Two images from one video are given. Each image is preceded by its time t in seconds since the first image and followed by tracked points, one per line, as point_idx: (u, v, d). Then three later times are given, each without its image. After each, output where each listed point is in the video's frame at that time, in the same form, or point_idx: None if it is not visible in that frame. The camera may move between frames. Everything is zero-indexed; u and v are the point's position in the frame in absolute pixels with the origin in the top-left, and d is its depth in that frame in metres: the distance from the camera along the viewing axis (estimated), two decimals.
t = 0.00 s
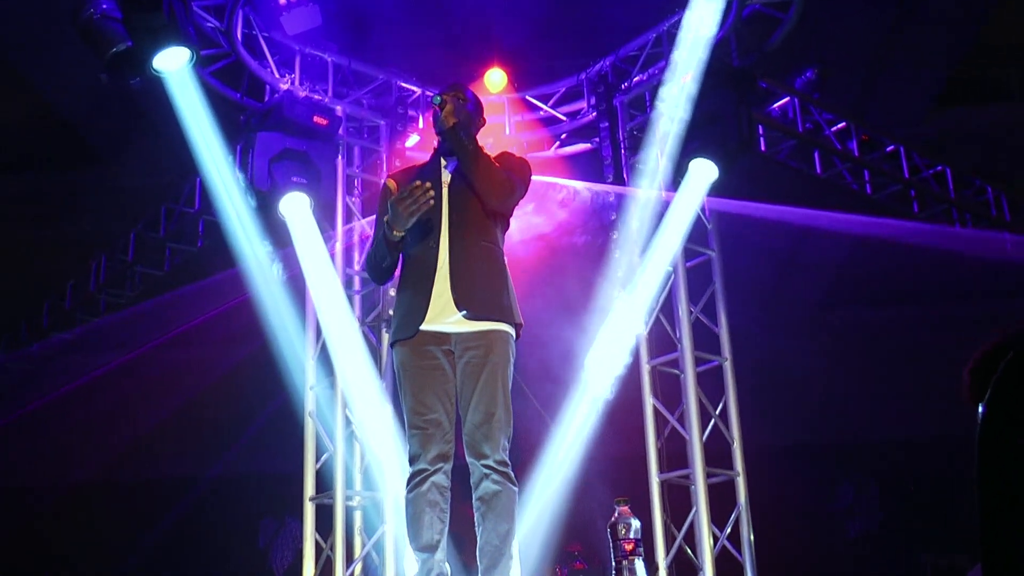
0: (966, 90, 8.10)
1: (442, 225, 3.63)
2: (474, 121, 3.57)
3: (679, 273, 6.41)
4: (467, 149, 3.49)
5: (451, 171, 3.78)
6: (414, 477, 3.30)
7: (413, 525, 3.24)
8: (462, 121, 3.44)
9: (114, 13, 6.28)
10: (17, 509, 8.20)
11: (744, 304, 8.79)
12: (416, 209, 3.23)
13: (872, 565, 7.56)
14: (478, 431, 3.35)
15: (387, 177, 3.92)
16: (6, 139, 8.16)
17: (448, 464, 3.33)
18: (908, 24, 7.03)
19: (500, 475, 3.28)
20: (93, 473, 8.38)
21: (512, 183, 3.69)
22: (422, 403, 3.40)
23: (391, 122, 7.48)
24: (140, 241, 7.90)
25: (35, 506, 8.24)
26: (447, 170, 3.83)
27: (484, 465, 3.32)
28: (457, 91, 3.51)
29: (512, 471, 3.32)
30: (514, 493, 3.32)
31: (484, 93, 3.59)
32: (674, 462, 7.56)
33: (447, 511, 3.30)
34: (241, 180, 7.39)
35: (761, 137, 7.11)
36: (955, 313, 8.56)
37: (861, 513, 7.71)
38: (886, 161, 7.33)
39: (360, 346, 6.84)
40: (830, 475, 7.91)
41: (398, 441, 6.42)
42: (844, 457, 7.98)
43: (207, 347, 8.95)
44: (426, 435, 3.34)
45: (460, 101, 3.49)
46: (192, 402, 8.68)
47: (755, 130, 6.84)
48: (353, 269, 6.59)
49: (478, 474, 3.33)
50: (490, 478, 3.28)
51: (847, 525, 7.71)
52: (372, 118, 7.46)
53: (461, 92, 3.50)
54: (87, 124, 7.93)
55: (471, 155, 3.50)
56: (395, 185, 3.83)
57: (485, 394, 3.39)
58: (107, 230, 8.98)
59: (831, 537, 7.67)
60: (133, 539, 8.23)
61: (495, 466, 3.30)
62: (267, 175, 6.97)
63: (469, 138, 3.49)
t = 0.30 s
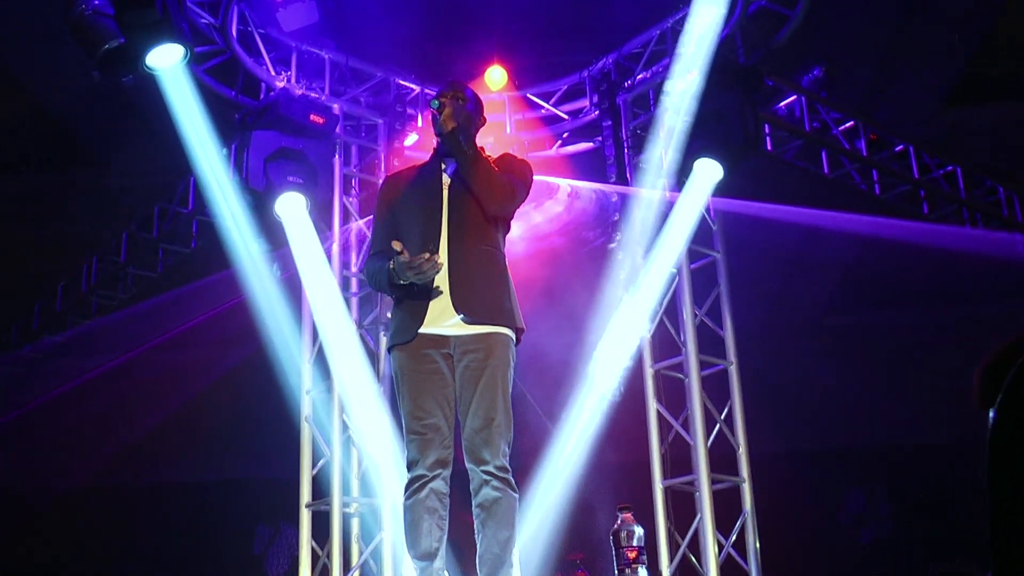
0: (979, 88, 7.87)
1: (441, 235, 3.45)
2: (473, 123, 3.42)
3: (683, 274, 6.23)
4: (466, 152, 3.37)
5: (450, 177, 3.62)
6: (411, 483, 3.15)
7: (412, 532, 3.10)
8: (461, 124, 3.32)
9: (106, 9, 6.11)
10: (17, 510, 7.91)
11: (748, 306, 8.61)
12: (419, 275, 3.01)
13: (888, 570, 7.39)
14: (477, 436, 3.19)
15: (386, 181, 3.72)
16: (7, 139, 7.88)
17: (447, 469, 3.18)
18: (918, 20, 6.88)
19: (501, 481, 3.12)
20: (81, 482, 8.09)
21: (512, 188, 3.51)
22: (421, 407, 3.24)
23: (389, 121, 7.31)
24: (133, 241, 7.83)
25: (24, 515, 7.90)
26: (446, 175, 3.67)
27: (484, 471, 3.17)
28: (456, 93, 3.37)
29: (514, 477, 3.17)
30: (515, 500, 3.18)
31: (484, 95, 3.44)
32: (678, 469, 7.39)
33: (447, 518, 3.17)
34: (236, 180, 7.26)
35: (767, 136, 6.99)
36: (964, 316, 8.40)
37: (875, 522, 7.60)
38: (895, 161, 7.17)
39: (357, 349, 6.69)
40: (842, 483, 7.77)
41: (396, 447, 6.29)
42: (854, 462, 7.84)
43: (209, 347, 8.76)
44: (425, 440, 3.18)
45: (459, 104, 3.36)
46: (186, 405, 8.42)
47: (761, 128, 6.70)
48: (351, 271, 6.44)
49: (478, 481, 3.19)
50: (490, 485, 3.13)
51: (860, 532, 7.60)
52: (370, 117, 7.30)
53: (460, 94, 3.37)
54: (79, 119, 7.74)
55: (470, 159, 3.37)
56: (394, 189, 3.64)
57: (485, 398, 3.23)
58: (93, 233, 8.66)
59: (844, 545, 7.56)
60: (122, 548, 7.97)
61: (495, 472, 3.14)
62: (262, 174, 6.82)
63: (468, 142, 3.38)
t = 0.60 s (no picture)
0: (990, 86, 7.57)
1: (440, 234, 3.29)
2: (472, 118, 3.24)
3: (689, 275, 6.10)
4: (464, 151, 3.19)
5: (449, 178, 3.45)
6: (410, 489, 3.00)
7: (412, 540, 2.94)
8: (459, 123, 3.14)
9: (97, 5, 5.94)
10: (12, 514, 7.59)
11: (752, 308, 8.36)
12: (417, 201, 2.95)
13: None
14: (479, 441, 3.04)
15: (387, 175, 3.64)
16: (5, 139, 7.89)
17: (448, 476, 3.02)
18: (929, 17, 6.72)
19: (504, 487, 2.99)
20: (70, 489, 7.74)
21: (512, 187, 3.34)
22: (420, 411, 3.08)
23: (388, 119, 7.10)
24: (126, 242, 7.65)
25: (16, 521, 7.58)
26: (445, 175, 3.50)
27: (485, 478, 3.02)
28: (453, 89, 3.17)
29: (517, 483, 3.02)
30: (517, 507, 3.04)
31: (483, 91, 3.26)
32: (683, 473, 7.24)
33: (448, 525, 3.00)
34: (231, 179, 7.10)
35: (774, 135, 6.83)
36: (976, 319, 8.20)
37: (890, 527, 7.39)
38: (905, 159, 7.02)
39: (356, 353, 6.54)
40: (852, 489, 7.53)
41: (395, 452, 6.13)
42: (864, 469, 7.61)
43: (195, 354, 8.47)
44: (425, 446, 3.02)
45: (456, 101, 3.16)
46: (179, 412, 8.09)
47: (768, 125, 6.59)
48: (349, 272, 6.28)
49: (479, 487, 3.04)
50: (492, 491, 2.99)
51: (873, 539, 7.38)
52: (367, 114, 7.11)
53: (457, 91, 3.16)
54: (70, 117, 7.58)
55: (469, 159, 3.19)
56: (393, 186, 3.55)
57: (485, 401, 3.08)
58: (83, 231, 8.40)
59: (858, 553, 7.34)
60: (116, 557, 7.55)
61: (497, 478, 3.00)
62: (257, 174, 6.71)
63: (466, 141, 3.20)
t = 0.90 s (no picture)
0: (997, 82, 7.49)
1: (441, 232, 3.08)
2: (476, 111, 3.09)
3: (695, 273, 5.91)
4: (463, 147, 3.01)
5: (449, 172, 3.25)
6: (408, 494, 2.84)
7: (409, 545, 2.79)
8: (459, 119, 2.98)
9: None
10: None
11: (759, 308, 8.20)
12: (440, 249, 2.75)
13: None
14: (478, 444, 2.87)
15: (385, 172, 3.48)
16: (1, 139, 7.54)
17: (448, 479, 2.87)
18: (943, 8, 6.52)
19: (504, 491, 2.80)
20: (62, 495, 7.63)
21: (512, 183, 3.17)
22: (418, 414, 2.92)
23: (386, 113, 6.94)
24: (115, 241, 7.40)
25: (8, 523, 7.51)
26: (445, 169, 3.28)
27: (485, 483, 2.85)
28: (454, 83, 3.02)
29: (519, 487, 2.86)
30: (519, 512, 2.87)
31: (484, 85, 3.09)
32: (688, 476, 7.07)
33: (448, 530, 2.87)
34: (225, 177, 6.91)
35: (782, 130, 6.65)
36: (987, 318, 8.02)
37: (900, 532, 7.41)
38: (917, 155, 6.84)
39: (353, 353, 6.40)
40: (861, 494, 7.55)
41: (393, 455, 6.00)
42: (878, 473, 7.58)
43: (186, 355, 8.21)
44: (424, 450, 2.87)
45: (457, 98, 3.00)
46: (172, 413, 7.95)
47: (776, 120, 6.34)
48: (346, 271, 6.16)
49: (479, 491, 2.87)
50: (493, 495, 2.80)
51: (886, 544, 7.41)
52: (364, 109, 6.95)
53: (459, 85, 3.01)
54: (58, 121, 7.29)
55: (469, 156, 3.01)
56: (391, 182, 3.37)
57: (485, 403, 2.90)
58: (74, 234, 8.14)
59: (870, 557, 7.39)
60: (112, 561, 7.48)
61: (497, 482, 2.81)
62: (251, 170, 6.47)
63: (465, 138, 3.02)
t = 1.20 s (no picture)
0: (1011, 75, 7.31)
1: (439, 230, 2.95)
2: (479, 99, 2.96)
3: (701, 272, 5.74)
4: (461, 145, 2.82)
5: (450, 176, 3.06)
6: (406, 498, 2.68)
7: (408, 552, 2.62)
8: (458, 115, 2.80)
9: None
10: None
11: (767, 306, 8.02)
12: (453, 253, 2.59)
13: None
14: (479, 447, 2.70)
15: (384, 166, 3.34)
16: None
17: (447, 483, 2.72)
18: None
19: (506, 495, 2.63)
20: (44, 494, 7.46)
21: (513, 180, 2.95)
22: (416, 415, 2.77)
23: (383, 108, 6.76)
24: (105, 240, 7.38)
25: None
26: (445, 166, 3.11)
27: (486, 487, 2.68)
28: (452, 77, 2.85)
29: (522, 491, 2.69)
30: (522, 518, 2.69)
31: (484, 76, 2.93)
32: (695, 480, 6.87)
33: (447, 536, 2.70)
34: (218, 173, 6.76)
35: (791, 123, 6.49)
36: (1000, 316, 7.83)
37: (915, 537, 7.07)
38: (930, 149, 6.65)
39: (349, 352, 6.24)
40: (873, 495, 7.25)
41: (392, 458, 5.84)
42: (892, 472, 7.31)
43: (177, 354, 8.02)
44: (422, 452, 2.71)
45: (455, 92, 2.83)
46: (161, 412, 7.73)
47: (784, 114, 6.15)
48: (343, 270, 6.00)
49: (480, 496, 2.71)
50: (494, 499, 2.63)
51: (898, 549, 7.06)
52: (362, 103, 6.77)
53: (457, 79, 2.84)
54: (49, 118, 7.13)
55: (467, 154, 2.82)
56: (390, 178, 3.24)
57: (486, 403, 2.73)
58: (69, 233, 8.04)
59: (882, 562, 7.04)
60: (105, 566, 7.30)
61: (498, 487, 2.64)
62: (246, 167, 6.37)
63: (464, 135, 2.82)
